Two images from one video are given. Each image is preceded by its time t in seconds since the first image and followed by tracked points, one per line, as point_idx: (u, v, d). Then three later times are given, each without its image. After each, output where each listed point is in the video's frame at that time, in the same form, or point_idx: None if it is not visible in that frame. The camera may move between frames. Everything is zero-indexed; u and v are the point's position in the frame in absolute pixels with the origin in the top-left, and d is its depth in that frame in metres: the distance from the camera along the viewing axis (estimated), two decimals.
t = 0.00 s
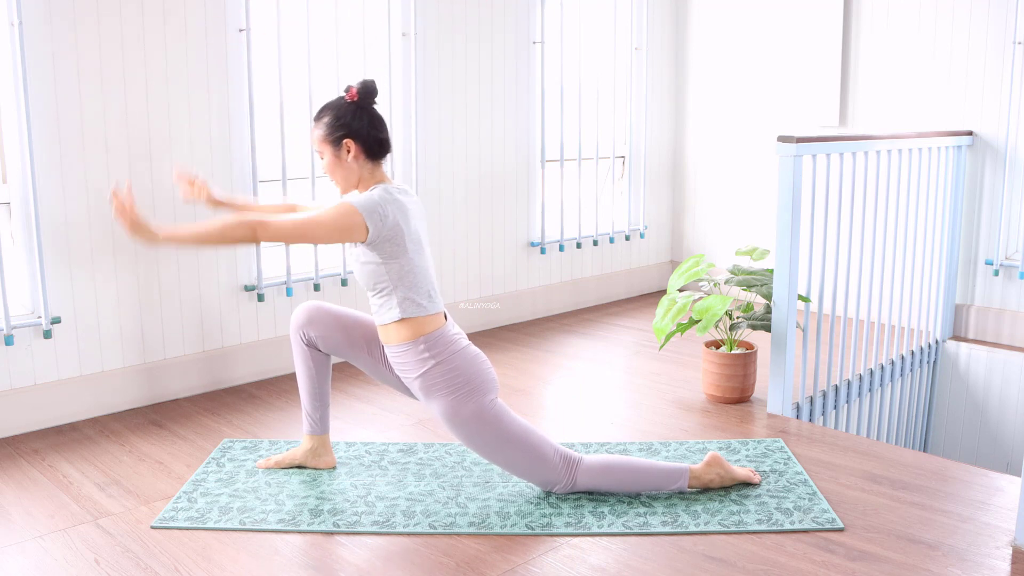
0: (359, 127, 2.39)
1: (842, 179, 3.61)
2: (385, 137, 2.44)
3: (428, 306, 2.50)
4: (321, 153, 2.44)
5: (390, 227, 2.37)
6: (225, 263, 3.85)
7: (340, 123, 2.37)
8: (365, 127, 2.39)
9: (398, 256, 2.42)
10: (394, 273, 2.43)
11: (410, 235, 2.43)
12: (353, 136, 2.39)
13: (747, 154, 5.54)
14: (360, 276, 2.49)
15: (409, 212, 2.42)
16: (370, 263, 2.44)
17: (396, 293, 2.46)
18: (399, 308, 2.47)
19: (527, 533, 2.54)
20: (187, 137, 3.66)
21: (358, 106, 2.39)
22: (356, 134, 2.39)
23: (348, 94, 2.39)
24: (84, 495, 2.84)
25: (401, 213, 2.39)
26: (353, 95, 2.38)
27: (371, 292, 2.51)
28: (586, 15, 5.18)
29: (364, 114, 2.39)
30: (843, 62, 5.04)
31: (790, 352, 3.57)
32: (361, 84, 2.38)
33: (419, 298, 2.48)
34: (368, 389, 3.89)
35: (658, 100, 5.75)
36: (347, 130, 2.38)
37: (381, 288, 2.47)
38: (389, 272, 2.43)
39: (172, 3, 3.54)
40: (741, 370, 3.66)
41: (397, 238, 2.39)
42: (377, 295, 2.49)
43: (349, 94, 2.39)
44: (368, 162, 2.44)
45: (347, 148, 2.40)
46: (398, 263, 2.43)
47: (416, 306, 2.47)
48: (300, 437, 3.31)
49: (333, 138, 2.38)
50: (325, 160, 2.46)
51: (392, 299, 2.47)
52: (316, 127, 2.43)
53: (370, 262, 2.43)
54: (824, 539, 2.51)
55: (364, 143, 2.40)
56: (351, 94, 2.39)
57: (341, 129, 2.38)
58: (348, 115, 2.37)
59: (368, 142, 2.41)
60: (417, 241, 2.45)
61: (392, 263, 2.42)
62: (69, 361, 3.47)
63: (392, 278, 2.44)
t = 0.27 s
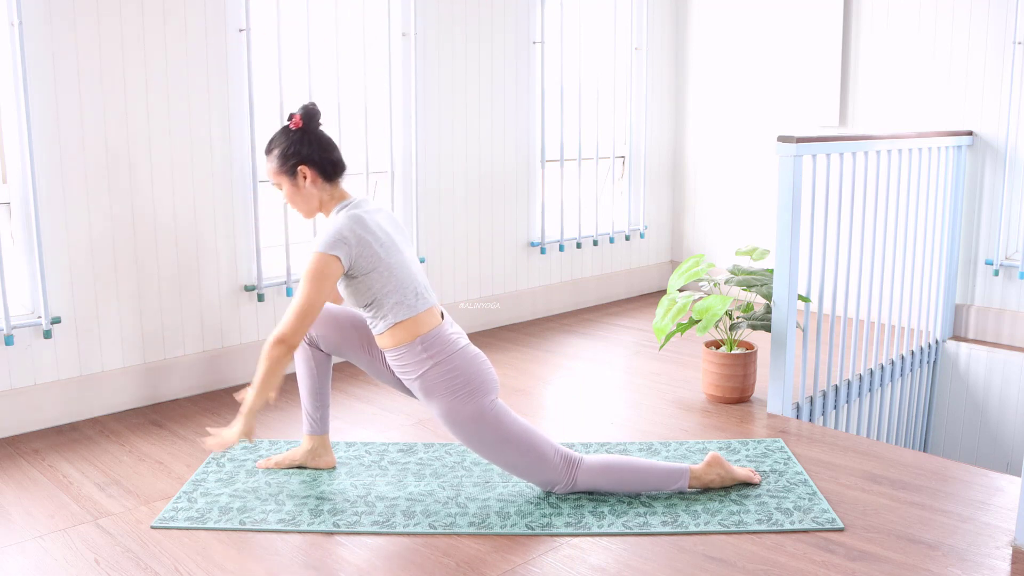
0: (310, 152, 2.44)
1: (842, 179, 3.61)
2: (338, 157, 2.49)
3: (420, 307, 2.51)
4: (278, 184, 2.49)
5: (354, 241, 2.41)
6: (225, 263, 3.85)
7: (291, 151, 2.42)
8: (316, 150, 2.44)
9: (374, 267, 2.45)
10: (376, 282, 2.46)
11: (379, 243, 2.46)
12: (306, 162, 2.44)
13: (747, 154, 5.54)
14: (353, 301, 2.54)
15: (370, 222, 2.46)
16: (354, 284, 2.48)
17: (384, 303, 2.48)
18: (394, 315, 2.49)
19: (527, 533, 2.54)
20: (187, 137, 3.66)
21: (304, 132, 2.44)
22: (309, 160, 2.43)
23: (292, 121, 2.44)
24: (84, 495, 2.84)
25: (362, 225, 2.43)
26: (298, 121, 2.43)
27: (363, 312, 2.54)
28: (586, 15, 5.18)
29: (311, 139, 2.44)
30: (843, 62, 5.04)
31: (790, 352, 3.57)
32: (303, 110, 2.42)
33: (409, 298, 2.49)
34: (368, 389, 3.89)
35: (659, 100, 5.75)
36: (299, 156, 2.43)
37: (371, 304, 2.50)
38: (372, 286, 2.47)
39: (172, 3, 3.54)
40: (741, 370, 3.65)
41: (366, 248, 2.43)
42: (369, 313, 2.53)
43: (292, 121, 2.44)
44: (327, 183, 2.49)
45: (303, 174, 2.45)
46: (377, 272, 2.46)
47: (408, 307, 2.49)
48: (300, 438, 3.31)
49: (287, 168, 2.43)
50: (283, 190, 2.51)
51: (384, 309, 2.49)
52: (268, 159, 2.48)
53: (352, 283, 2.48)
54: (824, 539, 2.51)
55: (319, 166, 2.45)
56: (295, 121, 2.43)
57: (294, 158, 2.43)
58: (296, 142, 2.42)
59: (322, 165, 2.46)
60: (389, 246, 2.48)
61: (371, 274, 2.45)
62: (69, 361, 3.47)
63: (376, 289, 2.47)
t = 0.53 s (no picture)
0: (284, 173, 2.48)
1: (842, 179, 3.61)
2: (311, 172, 2.54)
3: (416, 307, 2.53)
4: (258, 210, 2.53)
5: (342, 246, 2.46)
6: (225, 263, 3.85)
7: (266, 176, 2.46)
8: (289, 170, 2.49)
9: (365, 270, 2.50)
10: (370, 285, 2.50)
11: (367, 247, 2.51)
12: (283, 183, 2.48)
13: (747, 154, 5.54)
14: (353, 311, 2.58)
15: (356, 228, 2.52)
16: (351, 292, 2.53)
17: (380, 306, 2.51)
18: (392, 317, 2.51)
19: (527, 533, 2.54)
20: (187, 137, 3.66)
21: (274, 154, 2.48)
22: (285, 181, 2.48)
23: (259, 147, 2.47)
24: (84, 495, 2.84)
25: (348, 232, 2.49)
26: (266, 146, 2.46)
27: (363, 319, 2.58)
28: (586, 15, 5.18)
29: (283, 159, 2.48)
30: (843, 62, 5.04)
31: (790, 352, 3.57)
32: (269, 133, 2.46)
33: (404, 297, 2.52)
34: (368, 389, 3.89)
35: (658, 100, 5.75)
36: (276, 179, 2.47)
37: (368, 310, 2.54)
38: (366, 290, 2.51)
39: (172, 3, 3.54)
40: (741, 370, 3.66)
41: (355, 253, 2.48)
42: (368, 319, 2.56)
43: (260, 146, 2.47)
44: (304, 199, 2.54)
45: (282, 196, 2.50)
46: (369, 276, 2.50)
47: (404, 307, 2.52)
48: (300, 437, 3.31)
49: (267, 192, 2.48)
50: (264, 215, 2.56)
51: (382, 313, 2.52)
52: (243, 188, 2.51)
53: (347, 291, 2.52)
54: (825, 539, 2.51)
55: (295, 184, 2.50)
56: (262, 146, 2.47)
57: (272, 182, 2.47)
58: (269, 166, 2.46)
59: (299, 182, 2.51)
60: (377, 249, 2.53)
61: (364, 278, 2.50)
62: (69, 361, 3.47)
63: (370, 293, 2.51)
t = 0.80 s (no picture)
0: (266, 188, 2.48)
1: (842, 179, 3.61)
2: (291, 184, 2.54)
3: (412, 305, 2.54)
4: (248, 231, 2.53)
5: (333, 252, 2.46)
6: (225, 263, 3.85)
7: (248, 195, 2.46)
8: (269, 185, 2.49)
9: (357, 273, 2.51)
10: (365, 287, 2.51)
11: (357, 249, 2.51)
12: (267, 199, 2.48)
13: (747, 154, 5.54)
14: (351, 314, 2.59)
15: (344, 233, 2.52)
16: (346, 296, 2.54)
17: (376, 307, 2.52)
18: (390, 317, 2.52)
19: (527, 533, 2.54)
20: (187, 137, 3.66)
21: (252, 174, 2.49)
22: (269, 196, 2.48)
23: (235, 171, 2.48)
24: (84, 495, 2.84)
25: (337, 237, 2.49)
26: (242, 168, 2.47)
27: (361, 321, 2.58)
28: (586, 16, 5.18)
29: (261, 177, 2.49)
30: (842, 62, 5.04)
31: (790, 351, 3.57)
32: (242, 154, 2.47)
33: (400, 296, 2.53)
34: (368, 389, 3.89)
35: (659, 100, 5.75)
36: (259, 197, 2.47)
37: (365, 311, 2.55)
38: (361, 292, 2.52)
39: (173, 3, 3.54)
40: (741, 370, 3.66)
41: (346, 257, 2.49)
42: (366, 322, 2.57)
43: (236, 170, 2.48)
44: (290, 211, 2.55)
45: (268, 211, 2.50)
46: (363, 279, 2.51)
47: (401, 306, 2.53)
48: (300, 437, 3.31)
49: (253, 211, 2.48)
50: (254, 236, 2.55)
51: (380, 314, 2.53)
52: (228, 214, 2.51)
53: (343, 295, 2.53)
54: (825, 539, 2.51)
55: (280, 199, 2.50)
56: (238, 169, 2.48)
57: (256, 200, 2.47)
58: (252, 186, 2.46)
59: (282, 195, 2.51)
60: (367, 251, 2.53)
61: (357, 280, 2.51)
62: (69, 361, 3.47)
63: (365, 295, 2.52)
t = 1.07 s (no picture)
0: (246, 209, 2.48)
1: (842, 179, 3.61)
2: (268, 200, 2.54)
3: (415, 290, 2.55)
4: (241, 256, 2.53)
5: (326, 254, 2.46)
6: (225, 263, 3.85)
7: (230, 219, 2.45)
8: (248, 206, 2.49)
9: (354, 270, 2.51)
10: (365, 281, 2.52)
11: (349, 246, 2.51)
12: (251, 218, 2.48)
13: (747, 154, 5.54)
14: (355, 310, 2.60)
15: (333, 232, 2.52)
16: (348, 293, 2.55)
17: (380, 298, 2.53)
18: (397, 306, 2.53)
19: (527, 533, 2.54)
20: (187, 137, 3.65)
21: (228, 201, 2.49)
22: (251, 216, 2.48)
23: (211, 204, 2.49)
24: (84, 495, 2.84)
25: (326, 238, 2.49)
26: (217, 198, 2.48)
27: (368, 313, 2.60)
28: (586, 16, 5.18)
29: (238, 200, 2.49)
30: (843, 62, 5.04)
31: (790, 351, 3.57)
32: (214, 185, 2.48)
33: (402, 283, 2.54)
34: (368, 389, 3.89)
35: (659, 100, 5.75)
36: (242, 219, 2.46)
37: (370, 304, 2.56)
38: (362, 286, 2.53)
39: (173, 3, 3.54)
40: (741, 370, 3.66)
41: (339, 257, 2.49)
42: (374, 313, 2.58)
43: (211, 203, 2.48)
44: (275, 226, 2.54)
45: (254, 230, 2.49)
46: (361, 273, 2.52)
47: (405, 293, 2.54)
48: (300, 437, 3.31)
49: (240, 234, 2.47)
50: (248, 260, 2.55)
51: (385, 304, 2.54)
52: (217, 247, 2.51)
53: (346, 293, 2.54)
54: (825, 539, 2.51)
55: (262, 216, 2.50)
56: (213, 201, 2.48)
57: (241, 222, 2.46)
58: (232, 211, 2.45)
59: (262, 212, 2.51)
60: (359, 245, 2.53)
61: (356, 276, 2.51)
62: (69, 361, 3.47)
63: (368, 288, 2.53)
